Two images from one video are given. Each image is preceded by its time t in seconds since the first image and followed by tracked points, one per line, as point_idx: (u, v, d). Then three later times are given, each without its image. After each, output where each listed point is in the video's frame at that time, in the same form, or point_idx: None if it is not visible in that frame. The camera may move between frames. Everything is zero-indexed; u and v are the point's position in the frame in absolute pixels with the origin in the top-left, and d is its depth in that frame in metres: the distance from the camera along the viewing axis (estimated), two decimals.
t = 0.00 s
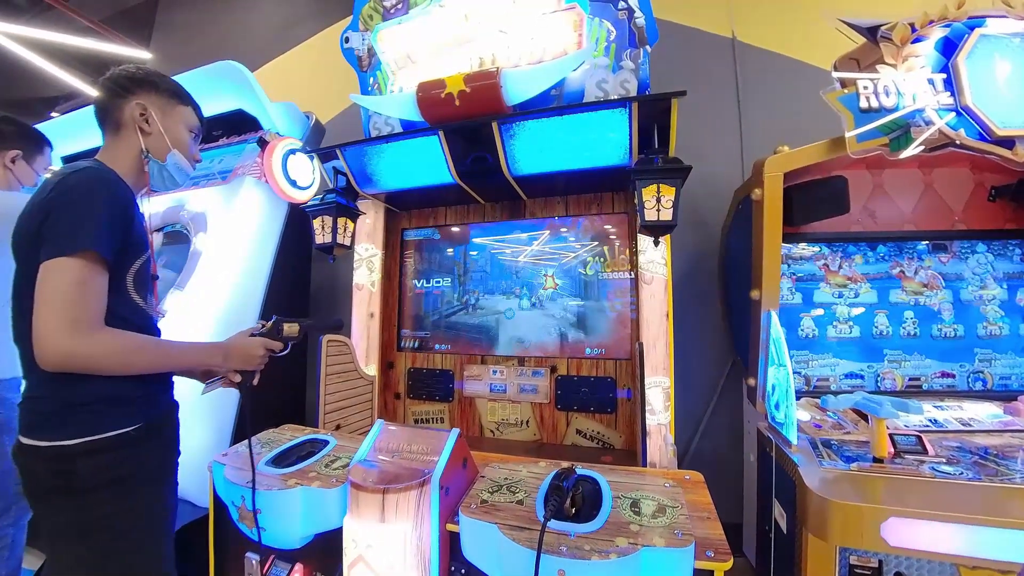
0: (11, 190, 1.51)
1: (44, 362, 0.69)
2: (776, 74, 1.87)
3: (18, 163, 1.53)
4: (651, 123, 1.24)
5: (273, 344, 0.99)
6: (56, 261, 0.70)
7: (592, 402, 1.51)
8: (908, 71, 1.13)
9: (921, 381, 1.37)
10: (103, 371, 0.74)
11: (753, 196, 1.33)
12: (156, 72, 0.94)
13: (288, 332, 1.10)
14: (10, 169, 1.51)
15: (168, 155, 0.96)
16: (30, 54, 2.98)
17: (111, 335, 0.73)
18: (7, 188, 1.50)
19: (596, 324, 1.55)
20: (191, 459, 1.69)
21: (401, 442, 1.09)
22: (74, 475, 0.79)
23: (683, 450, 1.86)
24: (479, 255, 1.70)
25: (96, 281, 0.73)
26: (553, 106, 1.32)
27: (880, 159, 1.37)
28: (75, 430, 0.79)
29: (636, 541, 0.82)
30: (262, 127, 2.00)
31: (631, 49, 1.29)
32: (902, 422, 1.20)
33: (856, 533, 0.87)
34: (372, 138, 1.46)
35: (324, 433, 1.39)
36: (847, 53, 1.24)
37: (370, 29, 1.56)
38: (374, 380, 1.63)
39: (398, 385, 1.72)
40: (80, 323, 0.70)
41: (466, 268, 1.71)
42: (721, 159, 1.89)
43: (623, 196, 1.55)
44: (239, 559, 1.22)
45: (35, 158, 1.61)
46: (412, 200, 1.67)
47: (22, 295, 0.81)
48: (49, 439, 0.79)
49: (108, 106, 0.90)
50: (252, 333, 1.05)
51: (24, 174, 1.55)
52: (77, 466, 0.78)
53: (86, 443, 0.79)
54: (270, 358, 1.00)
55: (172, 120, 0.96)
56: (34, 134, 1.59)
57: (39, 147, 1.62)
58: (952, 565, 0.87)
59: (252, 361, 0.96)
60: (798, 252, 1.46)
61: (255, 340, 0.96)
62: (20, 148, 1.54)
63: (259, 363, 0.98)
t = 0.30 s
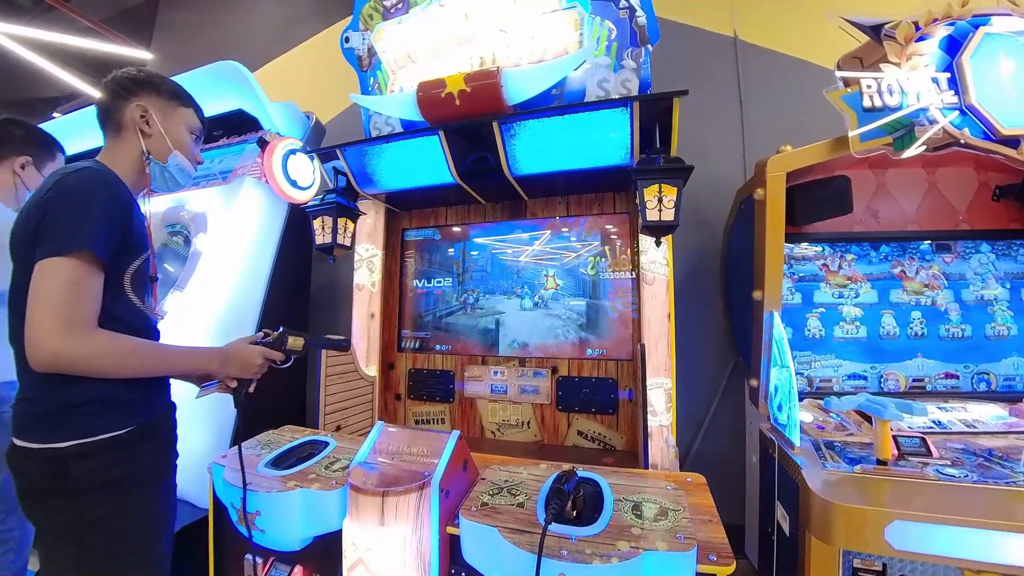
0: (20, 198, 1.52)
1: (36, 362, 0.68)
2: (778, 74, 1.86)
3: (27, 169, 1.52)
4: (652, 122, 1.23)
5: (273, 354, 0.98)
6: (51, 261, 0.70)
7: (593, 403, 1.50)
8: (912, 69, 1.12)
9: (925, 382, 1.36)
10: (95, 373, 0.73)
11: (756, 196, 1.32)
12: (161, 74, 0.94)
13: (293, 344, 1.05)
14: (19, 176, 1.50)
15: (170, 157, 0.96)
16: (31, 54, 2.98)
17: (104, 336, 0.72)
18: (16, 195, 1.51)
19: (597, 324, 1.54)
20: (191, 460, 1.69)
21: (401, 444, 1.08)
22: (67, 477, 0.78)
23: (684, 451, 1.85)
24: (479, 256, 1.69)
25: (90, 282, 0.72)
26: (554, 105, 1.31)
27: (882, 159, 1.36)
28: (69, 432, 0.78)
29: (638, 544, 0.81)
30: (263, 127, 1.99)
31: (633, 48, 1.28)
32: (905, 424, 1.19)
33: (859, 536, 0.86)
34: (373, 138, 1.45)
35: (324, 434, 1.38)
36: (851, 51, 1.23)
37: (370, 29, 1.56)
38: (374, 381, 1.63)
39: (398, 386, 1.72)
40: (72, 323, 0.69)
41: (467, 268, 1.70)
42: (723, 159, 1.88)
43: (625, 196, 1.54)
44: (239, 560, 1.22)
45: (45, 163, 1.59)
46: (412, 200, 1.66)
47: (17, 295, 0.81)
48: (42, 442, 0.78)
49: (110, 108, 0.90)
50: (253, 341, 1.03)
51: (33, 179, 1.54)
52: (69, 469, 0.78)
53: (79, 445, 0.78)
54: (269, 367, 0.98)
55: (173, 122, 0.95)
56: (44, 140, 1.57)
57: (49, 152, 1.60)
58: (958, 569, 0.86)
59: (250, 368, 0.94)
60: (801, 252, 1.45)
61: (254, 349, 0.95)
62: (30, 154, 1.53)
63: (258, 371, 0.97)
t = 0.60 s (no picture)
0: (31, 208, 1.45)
1: (29, 362, 0.68)
2: (779, 73, 1.86)
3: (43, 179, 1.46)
4: (653, 122, 1.24)
5: (268, 357, 0.97)
6: (47, 260, 0.70)
7: (594, 402, 1.50)
8: (912, 69, 1.13)
9: (925, 381, 1.36)
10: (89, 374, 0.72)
11: (756, 196, 1.33)
12: (164, 76, 0.95)
13: (285, 348, 1.09)
14: (36, 187, 1.43)
15: (173, 158, 0.96)
16: (34, 55, 3.00)
17: (98, 338, 0.72)
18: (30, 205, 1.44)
19: (597, 323, 1.55)
20: (194, 459, 1.69)
21: (402, 443, 1.09)
22: (70, 477, 0.79)
23: (685, 450, 1.85)
24: (480, 255, 1.70)
25: (86, 282, 0.73)
26: (555, 105, 1.32)
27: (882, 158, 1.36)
28: (71, 431, 0.79)
29: (638, 541, 0.82)
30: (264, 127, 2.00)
31: (634, 48, 1.29)
32: (906, 423, 1.19)
33: (859, 535, 0.86)
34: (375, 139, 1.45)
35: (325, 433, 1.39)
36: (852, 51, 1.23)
37: (371, 29, 1.56)
38: (375, 380, 1.63)
39: (400, 385, 1.72)
40: (67, 324, 0.69)
41: (468, 268, 1.71)
42: (724, 159, 1.88)
43: (625, 195, 1.55)
44: (242, 558, 1.23)
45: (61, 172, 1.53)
46: (414, 200, 1.67)
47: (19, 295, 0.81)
48: (45, 441, 0.79)
49: (113, 109, 0.91)
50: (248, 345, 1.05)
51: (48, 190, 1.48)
52: (72, 468, 0.78)
53: (81, 444, 0.79)
54: (263, 371, 0.98)
55: (174, 123, 0.96)
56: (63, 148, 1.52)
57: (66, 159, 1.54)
58: (957, 568, 0.87)
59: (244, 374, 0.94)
60: (802, 252, 1.45)
61: (249, 352, 0.94)
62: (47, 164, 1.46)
63: (253, 375, 0.96)
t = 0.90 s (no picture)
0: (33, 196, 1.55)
1: (25, 362, 0.68)
2: (779, 73, 1.87)
3: (41, 167, 1.57)
4: (653, 122, 1.24)
5: (265, 368, 0.96)
6: (46, 260, 0.70)
7: (595, 402, 1.51)
8: (912, 69, 1.13)
9: (926, 381, 1.37)
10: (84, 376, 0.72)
11: (757, 195, 1.33)
12: (162, 75, 0.95)
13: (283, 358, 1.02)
14: (34, 174, 1.54)
15: (169, 159, 0.97)
16: (37, 56, 3.01)
17: (96, 339, 0.72)
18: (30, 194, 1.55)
19: (598, 323, 1.55)
20: (197, 459, 1.70)
21: (403, 441, 1.10)
22: (80, 476, 0.79)
23: (685, 449, 1.86)
24: (481, 255, 1.71)
25: (85, 282, 0.73)
26: (556, 106, 1.32)
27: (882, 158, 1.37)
28: (74, 431, 0.79)
29: (638, 539, 0.82)
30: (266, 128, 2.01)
31: (635, 49, 1.29)
32: (906, 422, 1.20)
33: (859, 533, 0.87)
34: (375, 139, 1.46)
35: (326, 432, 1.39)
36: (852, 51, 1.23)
37: (373, 30, 1.57)
38: (377, 379, 1.64)
39: (401, 384, 1.73)
40: (65, 325, 0.70)
41: (469, 267, 1.71)
42: (724, 159, 1.88)
43: (626, 195, 1.55)
44: (244, 557, 1.23)
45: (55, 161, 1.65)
46: (416, 200, 1.67)
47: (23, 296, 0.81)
48: (54, 440, 0.80)
49: (112, 109, 0.92)
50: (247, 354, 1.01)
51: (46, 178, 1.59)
52: (84, 467, 0.79)
53: (91, 444, 0.80)
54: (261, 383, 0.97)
55: (172, 122, 0.96)
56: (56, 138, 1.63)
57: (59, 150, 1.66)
58: (957, 565, 0.87)
59: (240, 383, 0.93)
60: (802, 252, 1.45)
61: (247, 363, 0.93)
62: (44, 152, 1.58)
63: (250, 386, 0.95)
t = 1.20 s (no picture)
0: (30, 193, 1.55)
1: (27, 359, 0.67)
2: (781, 73, 1.87)
3: (41, 165, 1.57)
4: (656, 122, 1.25)
5: (264, 387, 0.95)
6: (54, 257, 0.70)
7: (597, 401, 1.51)
8: (914, 69, 1.13)
9: (928, 381, 1.36)
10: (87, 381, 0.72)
11: (759, 195, 1.33)
12: (167, 73, 0.96)
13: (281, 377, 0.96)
14: (32, 171, 1.54)
15: (175, 157, 0.97)
16: (40, 57, 3.03)
17: (99, 341, 0.71)
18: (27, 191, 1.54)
19: (599, 323, 1.55)
20: (199, 459, 1.71)
21: (406, 441, 1.10)
22: (103, 479, 0.79)
23: (687, 449, 1.86)
24: (483, 256, 1.71)
25: (93, 282, 0.73)
26: (558, 106, 1.33)
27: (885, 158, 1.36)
28: (73, 433, 0.78)
29: (641, 538, 0.82)
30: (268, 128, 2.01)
31: (636, 48, 1.30)
32: (908, 422, 1.20)
33: (863, 533, 0.87)
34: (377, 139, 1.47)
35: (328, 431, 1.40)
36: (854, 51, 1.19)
37: (375, 31, 1.57)
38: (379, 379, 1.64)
39: (403, 384, 1.73)
40: (70, 324, 0.69)
41: (471, 267, 1.72)
42: (726, 158, 1.88)
43: (628, 195, 1.55)
44: (247, 556, 1.24)
45: (54, 159, 1.64)
46: (417, 200, 1.67)
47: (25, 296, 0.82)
48: (72, 446, 0.78)
49: (116, 107, 0.92)
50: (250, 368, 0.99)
51: (45, 175, 1.58)
52: (107, 470, 0.80)
53: (111, 447, 0.80)
54: (259, 398, 0.97)
55: (177, 121, 0.97)
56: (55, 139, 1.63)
57: (55, 148, 1.65)
58: (959, 565, 0.87)
59: (237, 400, 0.92)
60: (804, 251, 1.45)
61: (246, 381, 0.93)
62: (43, 150, 1.58)
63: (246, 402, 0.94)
